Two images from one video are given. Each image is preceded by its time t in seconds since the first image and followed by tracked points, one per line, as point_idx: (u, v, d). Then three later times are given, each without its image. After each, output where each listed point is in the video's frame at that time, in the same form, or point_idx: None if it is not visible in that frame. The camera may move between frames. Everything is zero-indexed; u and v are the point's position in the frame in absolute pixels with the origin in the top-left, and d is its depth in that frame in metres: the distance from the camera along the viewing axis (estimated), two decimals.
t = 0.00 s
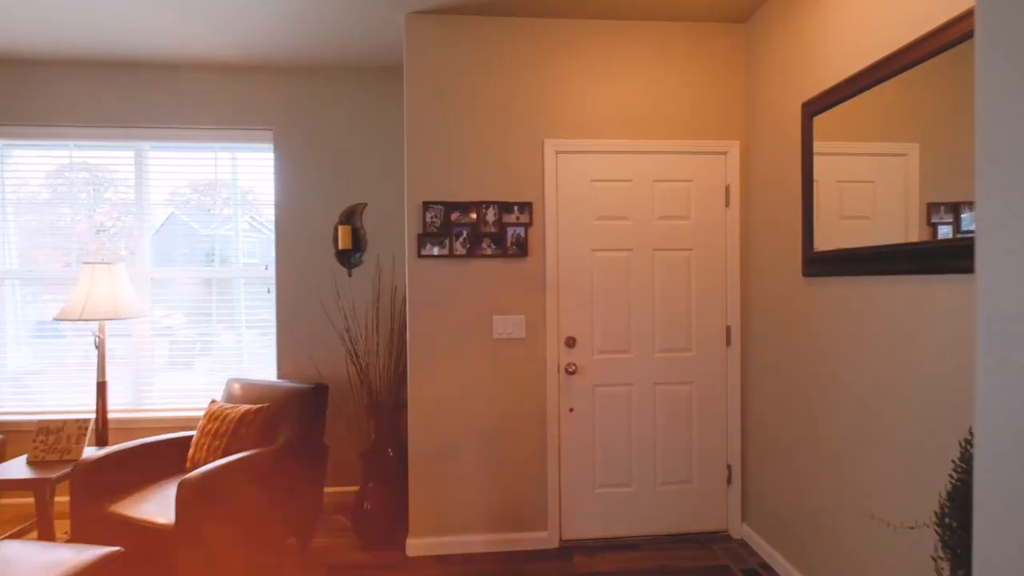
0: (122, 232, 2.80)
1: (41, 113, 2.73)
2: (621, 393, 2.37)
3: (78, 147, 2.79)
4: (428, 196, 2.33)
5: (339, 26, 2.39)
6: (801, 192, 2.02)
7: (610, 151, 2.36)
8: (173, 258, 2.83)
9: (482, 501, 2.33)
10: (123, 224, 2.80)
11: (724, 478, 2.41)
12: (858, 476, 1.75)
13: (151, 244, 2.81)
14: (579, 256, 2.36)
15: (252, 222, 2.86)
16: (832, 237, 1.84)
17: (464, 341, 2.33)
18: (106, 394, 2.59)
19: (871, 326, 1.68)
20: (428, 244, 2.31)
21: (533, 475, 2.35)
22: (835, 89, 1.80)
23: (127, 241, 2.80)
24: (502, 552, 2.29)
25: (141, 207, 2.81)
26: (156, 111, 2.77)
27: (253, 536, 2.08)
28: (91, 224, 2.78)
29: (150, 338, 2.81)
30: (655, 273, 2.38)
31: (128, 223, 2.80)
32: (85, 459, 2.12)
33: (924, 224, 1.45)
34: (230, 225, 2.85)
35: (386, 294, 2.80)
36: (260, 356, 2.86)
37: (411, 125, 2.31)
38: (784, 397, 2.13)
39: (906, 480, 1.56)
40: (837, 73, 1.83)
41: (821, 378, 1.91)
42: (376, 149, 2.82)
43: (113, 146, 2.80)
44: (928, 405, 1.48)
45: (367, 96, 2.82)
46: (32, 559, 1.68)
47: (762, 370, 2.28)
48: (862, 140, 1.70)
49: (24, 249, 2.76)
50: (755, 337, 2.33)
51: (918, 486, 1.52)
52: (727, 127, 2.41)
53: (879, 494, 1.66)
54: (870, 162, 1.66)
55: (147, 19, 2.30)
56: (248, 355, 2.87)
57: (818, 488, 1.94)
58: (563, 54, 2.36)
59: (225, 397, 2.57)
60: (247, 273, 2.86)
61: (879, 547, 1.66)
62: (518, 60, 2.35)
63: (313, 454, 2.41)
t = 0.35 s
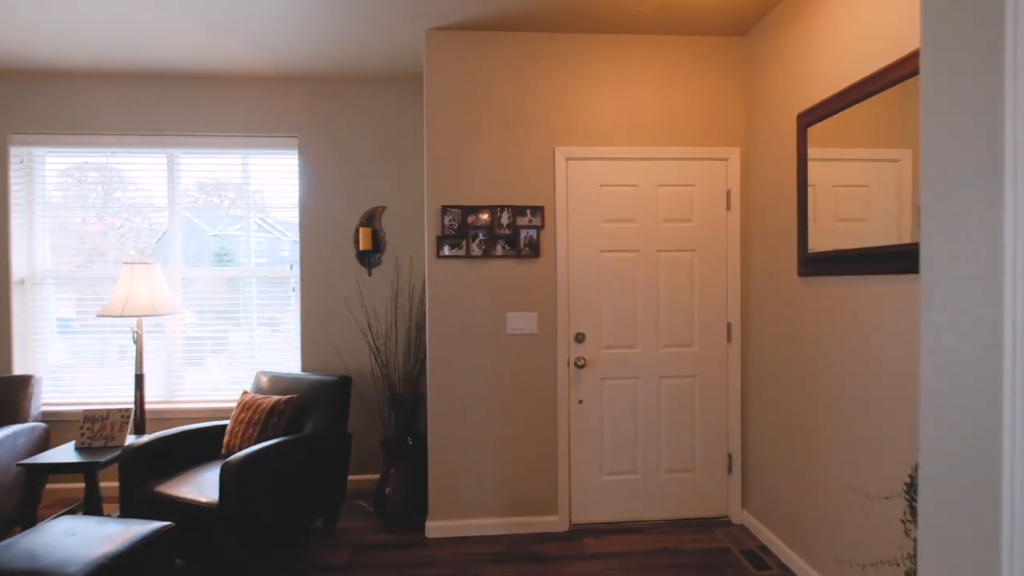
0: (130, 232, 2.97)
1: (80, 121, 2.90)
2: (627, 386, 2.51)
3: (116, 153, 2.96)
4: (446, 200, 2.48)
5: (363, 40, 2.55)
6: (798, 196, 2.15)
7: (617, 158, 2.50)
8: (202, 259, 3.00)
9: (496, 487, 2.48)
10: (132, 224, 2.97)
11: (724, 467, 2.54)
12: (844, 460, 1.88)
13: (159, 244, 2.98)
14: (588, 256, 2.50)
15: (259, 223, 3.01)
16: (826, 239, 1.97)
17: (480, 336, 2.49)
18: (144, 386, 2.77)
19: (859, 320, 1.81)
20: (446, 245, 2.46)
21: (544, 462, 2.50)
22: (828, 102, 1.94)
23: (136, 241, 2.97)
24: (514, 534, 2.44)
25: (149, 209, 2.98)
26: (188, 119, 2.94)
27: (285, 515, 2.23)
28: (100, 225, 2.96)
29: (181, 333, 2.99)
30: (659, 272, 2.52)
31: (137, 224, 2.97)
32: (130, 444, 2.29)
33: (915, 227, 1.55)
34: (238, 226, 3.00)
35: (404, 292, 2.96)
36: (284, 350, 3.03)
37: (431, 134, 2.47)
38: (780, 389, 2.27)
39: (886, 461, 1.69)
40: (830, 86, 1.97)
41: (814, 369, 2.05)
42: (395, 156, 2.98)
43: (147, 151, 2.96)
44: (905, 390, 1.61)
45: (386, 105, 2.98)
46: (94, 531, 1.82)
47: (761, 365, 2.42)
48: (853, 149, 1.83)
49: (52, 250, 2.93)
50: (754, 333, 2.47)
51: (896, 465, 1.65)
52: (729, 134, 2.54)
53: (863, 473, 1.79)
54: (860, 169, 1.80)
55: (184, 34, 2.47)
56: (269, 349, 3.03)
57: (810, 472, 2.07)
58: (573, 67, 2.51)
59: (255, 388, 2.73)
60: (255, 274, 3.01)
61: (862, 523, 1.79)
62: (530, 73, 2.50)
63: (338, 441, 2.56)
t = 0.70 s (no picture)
0: (141, 232, 3.13)
1: (118, 129, 3.08)
2: (634, 379, 2.66)
3: (150, 160, 3.13)
4: (464, 205, 2.64)
5: (386, 53, 2.72)
6: (794, 201, 2.29)
7: (625, 164, 2.65)
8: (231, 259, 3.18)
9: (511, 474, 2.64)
10: (143, 225, 3.14)
11: (726, 457, 2.69)
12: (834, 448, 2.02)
13: (170, 244, 3.15)
14: (597, 257, 2.65)
15: (268, 224, 3.18)
16: (820, 242, 2.11)
17: (495, 332, 2.64)
18: (180, 379, 2.95)
19: (849, 317, 1.96)
20: (464, 247, 2.62)
21: (555, 451, 2.65)
22: (821, 113, 2.09)
23: (147, 241, 3.14)
24: (527, 518, 2.60)
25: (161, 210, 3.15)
26: (218, 127, 3.11)
27: (315, 498, 2.40)
28: (114, 226, 3.13)
29: (212, 329, 3.17)
30: (665, 272, 2.67)
31: (147, 224, 3.14)
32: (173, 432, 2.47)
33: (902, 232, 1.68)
34: (247, 226, 3.17)
35: (422, 291, 3.12)
36: (308, 346, 3.21)
37: (449, 143, 2.63)
38: (779, 383, 2.41)
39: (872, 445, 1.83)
40: (824, 99, 2.11)
41: (809, 363, 2.19)
42: (413, 162, 3.14)
43: (179, 158, 3.13)
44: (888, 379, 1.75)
45: (406, 114, 3.14)
46: (149, 510, 1.97)
47: (761, 360, 2.56)
48: (844, 158, 1.97)
49: (88, 251, 3.12)
50: (754, 330, 2.61)
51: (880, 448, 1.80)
52: (731, 142, 2.68)
53: (851, 460, 1.93)
54: (851, 177, 1.93)
55: (220, 49, 2.65)
56: (294, 345, 3.21)
57: (804, 458, 2.21)
58: (583, 78, 2.66)
59: (283, 381, 2.91)
60: (269, 274, 3.18)
61: (851, 506, 1.93)
62: (543, 84, 2.65)
63: (362, 431, 2.73)
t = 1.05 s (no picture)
0: (154, 232, 3.33)
1: (154, 137, 3.28)
2: (641, 373, 2.82)
3: (183, 165, 3.33)
4: (480, 208, 2.80)
5: (406, 66, 2.89)
6: (792, 205, 2.43)
7: (632, 169, 2.80)
8: (256, 259, 3.37)
9: (524, 461, 2.80)
10: (156, 226, 3.33)
11: (728, 447, 2.83)
12: (826, 437, 2.16)
13: (183, 244, 3.34)
14: (606, 257, 2.81)
15: (281, 225, 3.37)
16: (815, 243, 2.25)
17: (509, 328, 2.81)
18: (213, 371, 3.14)
19: (840, 313, 2.09)
20: (481, 248, 2.79)
21: (566, 440, 2.81)
22: (815, 123, 2.22)
23: (160, 241, 3.33)
24: (540, 503, 2.76)
25: (174, 211, 3.33)
26: (247, 135, 3.30)
27: (343, 482, 2.57)
28: (130, 228, 3.33)
29: (240, 325, 3.36)
30: (670, 271, 2.82)
31: (160, 225, 3.33)
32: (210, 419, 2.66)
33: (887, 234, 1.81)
34: (258, 227, 3.36)
35: (439, 289, 3.30)
36: (332, 341, 3.40)
37: (466, 150, 2.80)
38: (777, 376, 2.55)
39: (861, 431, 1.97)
40: (817, 109, 2.24)
41: (805, 356, 2.32)
42: (430, 167, 3.32)
43: (211, 163, 3.33)
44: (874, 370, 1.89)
45: (424, 122, 3.32)
46: (197, 488, 2.14)
47: (761, 355, 2.70)
48: (836, 165, 2.11)
49: (126, 252, 3.33)
50: (755, 327, 2.75)
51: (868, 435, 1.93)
52: (733, 148, 2.83)
53: (842, 447, 2.07)
54: (842, 182, 2.07)
55: (253, 63, 2.84)
56: (318, 340, 3.39)
57: (800, 447, 2.35)
58: (593, 88, 2.81)
59: (309, 374, 3.09)
60: (283, 274, 3.37)
61: (842, 490, 2.06)
62: (554, 94, 2.81)
63: (384, 421, 2.91)
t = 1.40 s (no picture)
0: (168, 233, 3.55)
1: (188, 146, 3.49)
2: (647, 367, 2.97)
3: (214, 170, 3.54)
4: (495, 211, 2.97)
5: (425, 76, 3.07)
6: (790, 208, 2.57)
7: (639, 174, 2.95)
8: (281, 259, 3.57)
9: (536, 450, 2.97)
10: (172, 227, 3.55)
11: (731, 438, 2.97)
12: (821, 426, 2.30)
13: (197, 246, 3.55)
14: (614, 257, 2.96)
15: (295, 226, 3.57)
16: (811, 244, 2.38)
17: (523, 323, 2.97)
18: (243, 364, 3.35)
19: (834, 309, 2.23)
20: (496, 248, 2.96)
21: (576, 430, 2.97)
22: (811, 131, 2.36)
23: (174, 242, 3.55)
24: (552, 489, 2.93)
25: (188, 212, 3.55)
26: (274, 143, 3.50)
27: (368, 467, 2.75)
28: (148, 227, 3.55)
29: (267, 321, 3.56)
30: (675, 270, 2.96)
31: (176, 226, 3.55)
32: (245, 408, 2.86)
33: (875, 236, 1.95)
34: (269, 227, 3.56)
35: (456, 288, 3.48)
36: (354, 336, 3.59)
37: (482, 156, 2.97)
38: (777, 370, 2.68)
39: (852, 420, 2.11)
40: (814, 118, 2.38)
41: (802, 351, 2.46)
42: (447, 172, 3.50)
43: (240, 168, 3.53)
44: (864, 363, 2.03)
45: (441, 129, 3.49)
46: (234, 468, 2.33)
47: (762, 350, 2.83)
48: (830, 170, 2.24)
49: (162, 253, 3.56)
50: (756, 324, 2.89)
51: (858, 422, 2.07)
52: (735, 153, 2.97)
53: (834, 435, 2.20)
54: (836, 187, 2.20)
55: (281, 75, 3.03)
56: (340, 335, 3.59)
57: (798, 436, 2.49)
58: (602, 97, 2.97)
59: (334, 367, 3.28)
60: (297, 274, 3.57)
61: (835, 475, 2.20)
62: (565, 103, 2.97)
63: (404, 411, 3.09)
